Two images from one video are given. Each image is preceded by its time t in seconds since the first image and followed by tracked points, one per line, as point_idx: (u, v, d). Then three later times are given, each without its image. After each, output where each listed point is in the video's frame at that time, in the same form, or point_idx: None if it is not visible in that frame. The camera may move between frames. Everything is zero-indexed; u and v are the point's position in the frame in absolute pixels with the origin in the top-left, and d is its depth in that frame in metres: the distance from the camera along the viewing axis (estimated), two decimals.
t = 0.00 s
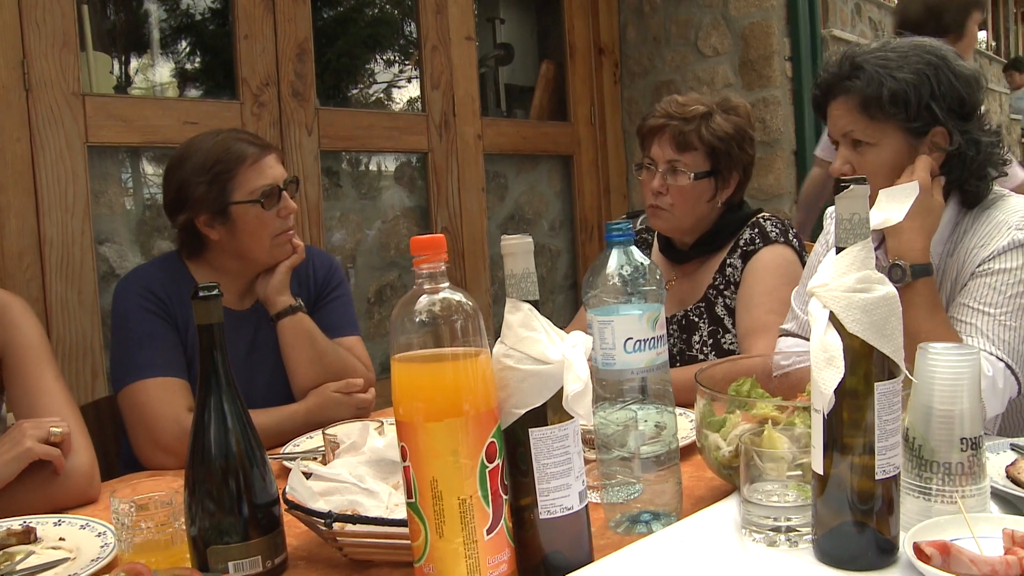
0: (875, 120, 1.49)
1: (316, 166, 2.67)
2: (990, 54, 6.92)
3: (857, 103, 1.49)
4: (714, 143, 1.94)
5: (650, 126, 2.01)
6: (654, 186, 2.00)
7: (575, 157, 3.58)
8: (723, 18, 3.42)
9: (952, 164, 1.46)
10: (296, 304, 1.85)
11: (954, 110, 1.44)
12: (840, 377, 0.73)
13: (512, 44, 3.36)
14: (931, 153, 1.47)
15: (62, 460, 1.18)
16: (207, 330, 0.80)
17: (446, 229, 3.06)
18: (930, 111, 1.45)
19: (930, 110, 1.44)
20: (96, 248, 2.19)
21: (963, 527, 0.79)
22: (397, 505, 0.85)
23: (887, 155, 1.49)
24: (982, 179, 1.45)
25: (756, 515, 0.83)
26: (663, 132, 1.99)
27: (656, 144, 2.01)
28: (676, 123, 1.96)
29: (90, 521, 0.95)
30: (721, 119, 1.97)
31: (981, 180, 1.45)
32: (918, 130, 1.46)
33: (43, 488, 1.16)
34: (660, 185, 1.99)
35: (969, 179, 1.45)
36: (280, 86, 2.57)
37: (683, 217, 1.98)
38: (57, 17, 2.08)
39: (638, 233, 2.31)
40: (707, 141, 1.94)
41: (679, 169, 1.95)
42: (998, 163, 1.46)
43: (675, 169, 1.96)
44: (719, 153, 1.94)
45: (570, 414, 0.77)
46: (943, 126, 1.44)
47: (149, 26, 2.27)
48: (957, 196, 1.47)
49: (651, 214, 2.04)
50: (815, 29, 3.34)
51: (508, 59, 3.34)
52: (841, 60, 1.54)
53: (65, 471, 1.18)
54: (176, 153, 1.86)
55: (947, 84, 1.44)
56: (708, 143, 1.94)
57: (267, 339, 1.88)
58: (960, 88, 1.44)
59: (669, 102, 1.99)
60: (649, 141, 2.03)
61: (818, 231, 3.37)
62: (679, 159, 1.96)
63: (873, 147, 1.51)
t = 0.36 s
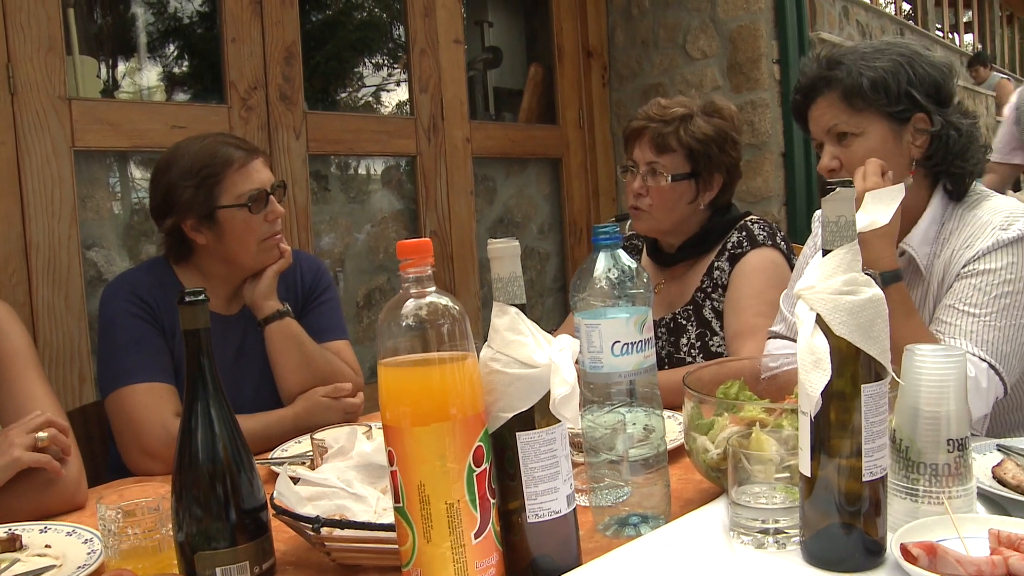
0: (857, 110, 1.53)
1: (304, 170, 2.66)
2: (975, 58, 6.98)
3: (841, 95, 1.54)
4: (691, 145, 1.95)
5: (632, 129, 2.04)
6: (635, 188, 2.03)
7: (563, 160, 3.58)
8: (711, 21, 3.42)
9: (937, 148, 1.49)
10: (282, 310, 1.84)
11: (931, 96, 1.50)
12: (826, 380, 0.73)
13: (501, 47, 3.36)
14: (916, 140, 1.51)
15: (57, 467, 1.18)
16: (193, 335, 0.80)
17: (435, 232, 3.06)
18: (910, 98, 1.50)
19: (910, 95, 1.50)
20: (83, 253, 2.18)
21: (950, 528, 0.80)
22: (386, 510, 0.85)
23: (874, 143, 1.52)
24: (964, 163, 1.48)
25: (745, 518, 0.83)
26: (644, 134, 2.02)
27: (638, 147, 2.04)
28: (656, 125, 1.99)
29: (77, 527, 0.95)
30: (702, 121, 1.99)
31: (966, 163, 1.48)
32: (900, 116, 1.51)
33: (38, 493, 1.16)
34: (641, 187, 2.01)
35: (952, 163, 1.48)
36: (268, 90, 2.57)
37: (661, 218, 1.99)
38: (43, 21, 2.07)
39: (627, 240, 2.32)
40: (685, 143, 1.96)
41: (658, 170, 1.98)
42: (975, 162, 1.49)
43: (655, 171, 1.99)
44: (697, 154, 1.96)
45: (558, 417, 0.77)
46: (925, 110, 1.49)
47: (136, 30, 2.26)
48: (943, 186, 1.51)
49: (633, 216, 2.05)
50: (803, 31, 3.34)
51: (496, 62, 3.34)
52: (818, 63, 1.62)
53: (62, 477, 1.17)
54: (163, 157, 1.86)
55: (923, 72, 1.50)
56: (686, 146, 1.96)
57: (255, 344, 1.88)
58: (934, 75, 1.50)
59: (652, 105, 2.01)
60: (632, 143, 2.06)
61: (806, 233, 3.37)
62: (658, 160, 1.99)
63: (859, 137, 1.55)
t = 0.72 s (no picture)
0: (816, 116, 1.55)
1: (292, 167, 2.66)
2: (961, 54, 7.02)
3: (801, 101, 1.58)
4: (686, 141, 1.96)
5: (622, 126, 2.02)
6: (628, 185, 2.02)
7: (552, 157, 3.58)
8: (699, 18, 3.43)
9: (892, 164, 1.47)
10: (270, 306, 1.85)
11: (890, 110, 1.48)
12: (811, 377, 0.73)
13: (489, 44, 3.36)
14: (871, 151, 1.52)
15: (35, 468, 1.17)
16: (179, 333, 0.79)
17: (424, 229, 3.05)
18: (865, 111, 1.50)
19: (864, 108, 1.49)
20: (70, 251, 2.17)
21: (934, 524, 0.80)
22: (373, 508, 0.85)
23: (826, 149, 1.55)
24: (921, 183, 1.45)
25: (731, 515, 0.83)
26: (636, 131, 2.01)
27: (629, 143, 2.04)
28: (648, 121, 1.98)
29: (62, 527, 0.95)
30: (693, 116, 2.00)
31: (924, 181, 1.44)
32: (854, 128, 1.52)
33: (17, 496, 1.16)
34: (634, 184, 2.01)
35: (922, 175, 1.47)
36: (256, 87, 2.56)
37: (656, 215, 1.99)
38: (28, 17, 2.06)
39: (614, 236, 2.33)
40: (680, 138, 1.96)
41: (652, 166, 1.97)
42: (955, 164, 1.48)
43: (649, 167, 1.98)
44: (691, 149, 1.97)
45: (544, 415, 0.77)
46: (877, 125, 1.49)
47: (123, 26, 2.25)
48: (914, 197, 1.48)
49: (626, 213, 2.05)
50: (791, 28, 3.35)
51: (485, 59, 3.33)
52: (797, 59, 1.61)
53: (40, 479, 1.17)
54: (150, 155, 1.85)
55: (885, 84, 1.47)
56: (680, 141, 1.96)
57: (243, 342, 1.87)
58: (897, 89, 1.46)
59: (642, 102, 2.00)
60: (623, 140, 2.05)
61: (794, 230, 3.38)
62: (652, 157, 1.98)
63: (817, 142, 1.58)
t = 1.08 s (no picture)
0: (807, 119, 1.55)
1: (278, 169, 2.66)
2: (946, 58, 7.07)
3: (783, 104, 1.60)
4: (673, 139, 1.97)
5: (612, 124, 2.04)
6: (616, 183, 2.04)
7: (539, 159, 3.58)
8: (686, 20, 3.44)
9: (882, 171, 1.48)
10: (255, 308, 1.84)
11: (883, 116, 1.48)
12: (792, 377, 0.74)
13: (477, 46, 3.36)
14: (863, 156, 1.51)
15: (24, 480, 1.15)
16: (163, 335, 0.79)
17: (411, 231, 3.05)
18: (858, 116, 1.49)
19: (857, 113, 1.49)
20: (54, 253, 2.17)
21: (916, 523, 0.81)
22: (358, 509, 0.85)
23: (818, 151, 1.54)
24: (914, 189, 1.46)
25: (715, 515, 0.84)
26: (624, 129, 2.02)
27: (618, 142, 2.05)
28: (637, 120, 1.99)
29: (45, 530, 0.95)
30: (682, 115, 2.01)
31: (916, 187, 1.46)
32: (845, 133, 1.51)
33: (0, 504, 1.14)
34: (623, 182, 2.02)
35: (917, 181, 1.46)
36: (242, 89, 2.56)
37: (644, 214, 2.01)
38: (11, 17, 2.04)
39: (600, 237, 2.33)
40: (667, 136, 1.97)
41: (640, 164, 1.99)
42: (945, 169, 1.49)
43: (637, 165, 2.00)
44: (679, 148, 1.97)
45: (528, 416, 0.78)
46: (869, 132, 1.49)
47: (109, 27, 2.25)
48: (902, 202, 1.49)
49: (614, 210, 2.06)
50: (777, 31, 3.36)
51: (472, 60, 3.34)
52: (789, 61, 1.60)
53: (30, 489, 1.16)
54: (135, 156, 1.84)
55: (878, 90, 1.47)
56: (667, 139, 1.98)
57: (228, 343, 1.87)
58: (890, 95, 1.46)
59: (631, 101, 2.01)
60: (612, 139, 2.06)
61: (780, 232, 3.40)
62: (640, 155, 2.00)
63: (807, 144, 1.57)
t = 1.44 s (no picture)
0: (790, 125, 1.55)
1: (266, 169, 2.65)
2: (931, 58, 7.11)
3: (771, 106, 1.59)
4: (659, 141, 1.97)
5: (597, 125, 2.04)
6: (602, 184, 2.04)
7: (526, 160, 3.58)
8: (673, 22, 3.45)
9: (862, 177, 1.51)
10: (241, 309, 1.84)
11: (862, 122, 1.48)
12: (776, 378, 0.74)
13: (465, 47, 3.36)
14: (842, 163, 1.52)
15: None
16: (149, 336, 0.79)
17: (398, 232, 3.05)
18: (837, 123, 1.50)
19: (837, 120, 1.49)
20: (40, 253, 2.16)
21: (898, 523, 0.81)
22: (343, 509, 0.85)
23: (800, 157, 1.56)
24: (892, 196, 1.48)
25: (700, 515, 0.84)
26: (610, 130, 2.03)
27: (604, 143, 2.06)
28: (622, 121, 2.00)
29: (29, 531, 0.94)
30: (666, 117, 2.02)
31: (895, 197, 1.48)
32: (827, 139, 1.52)
33: None
34: (608, 183, 2.03)
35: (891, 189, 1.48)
36: (229, 89, 2.55)
37: (628, 214, 2.02)
38: None
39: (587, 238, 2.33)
40: (653, 138, 1.97)
41: (625, 166, 1.99)
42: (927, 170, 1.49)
43: (621, 167, 2.00)
44: (664, 150, 1.98)
45: (512, 416, 0.78)
46: (848, 138, 1.50)
47: (95, 27, 2.24)
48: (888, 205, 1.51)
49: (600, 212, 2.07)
50: (764, 32, 3.38)
51: (459, 62, 3.34)
52: (772, 64, 1.60)
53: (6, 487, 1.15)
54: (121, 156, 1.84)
55: (857, 97, 1.48)
56: (653, 141, 1.97)
57: (214, 344, 1.87)
58: (869, 102, 1.47)
59: (618, 102, 2.02)
60: (598, 140, 2.07)
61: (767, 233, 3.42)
62: (625, 156, 2.00)
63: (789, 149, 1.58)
